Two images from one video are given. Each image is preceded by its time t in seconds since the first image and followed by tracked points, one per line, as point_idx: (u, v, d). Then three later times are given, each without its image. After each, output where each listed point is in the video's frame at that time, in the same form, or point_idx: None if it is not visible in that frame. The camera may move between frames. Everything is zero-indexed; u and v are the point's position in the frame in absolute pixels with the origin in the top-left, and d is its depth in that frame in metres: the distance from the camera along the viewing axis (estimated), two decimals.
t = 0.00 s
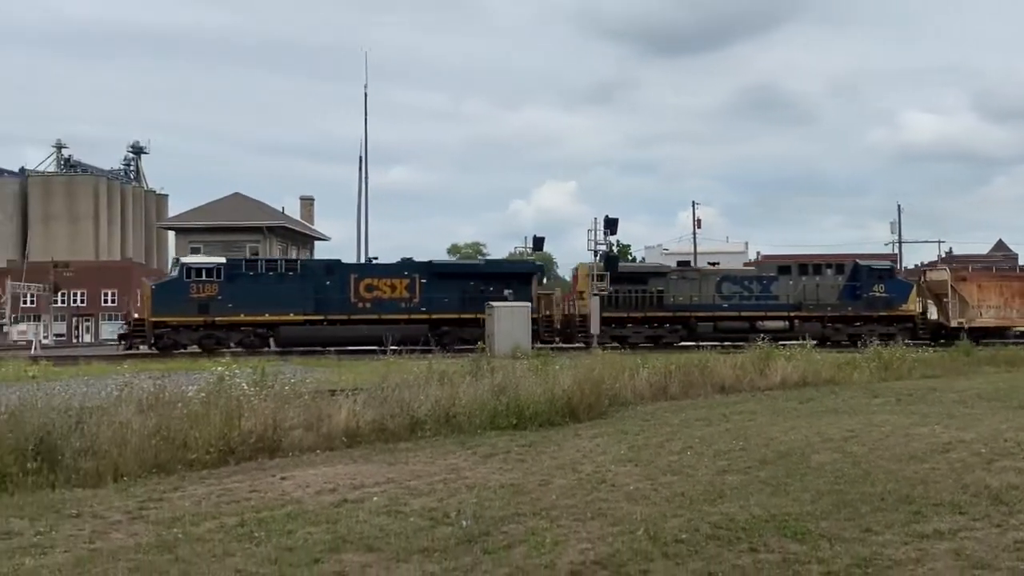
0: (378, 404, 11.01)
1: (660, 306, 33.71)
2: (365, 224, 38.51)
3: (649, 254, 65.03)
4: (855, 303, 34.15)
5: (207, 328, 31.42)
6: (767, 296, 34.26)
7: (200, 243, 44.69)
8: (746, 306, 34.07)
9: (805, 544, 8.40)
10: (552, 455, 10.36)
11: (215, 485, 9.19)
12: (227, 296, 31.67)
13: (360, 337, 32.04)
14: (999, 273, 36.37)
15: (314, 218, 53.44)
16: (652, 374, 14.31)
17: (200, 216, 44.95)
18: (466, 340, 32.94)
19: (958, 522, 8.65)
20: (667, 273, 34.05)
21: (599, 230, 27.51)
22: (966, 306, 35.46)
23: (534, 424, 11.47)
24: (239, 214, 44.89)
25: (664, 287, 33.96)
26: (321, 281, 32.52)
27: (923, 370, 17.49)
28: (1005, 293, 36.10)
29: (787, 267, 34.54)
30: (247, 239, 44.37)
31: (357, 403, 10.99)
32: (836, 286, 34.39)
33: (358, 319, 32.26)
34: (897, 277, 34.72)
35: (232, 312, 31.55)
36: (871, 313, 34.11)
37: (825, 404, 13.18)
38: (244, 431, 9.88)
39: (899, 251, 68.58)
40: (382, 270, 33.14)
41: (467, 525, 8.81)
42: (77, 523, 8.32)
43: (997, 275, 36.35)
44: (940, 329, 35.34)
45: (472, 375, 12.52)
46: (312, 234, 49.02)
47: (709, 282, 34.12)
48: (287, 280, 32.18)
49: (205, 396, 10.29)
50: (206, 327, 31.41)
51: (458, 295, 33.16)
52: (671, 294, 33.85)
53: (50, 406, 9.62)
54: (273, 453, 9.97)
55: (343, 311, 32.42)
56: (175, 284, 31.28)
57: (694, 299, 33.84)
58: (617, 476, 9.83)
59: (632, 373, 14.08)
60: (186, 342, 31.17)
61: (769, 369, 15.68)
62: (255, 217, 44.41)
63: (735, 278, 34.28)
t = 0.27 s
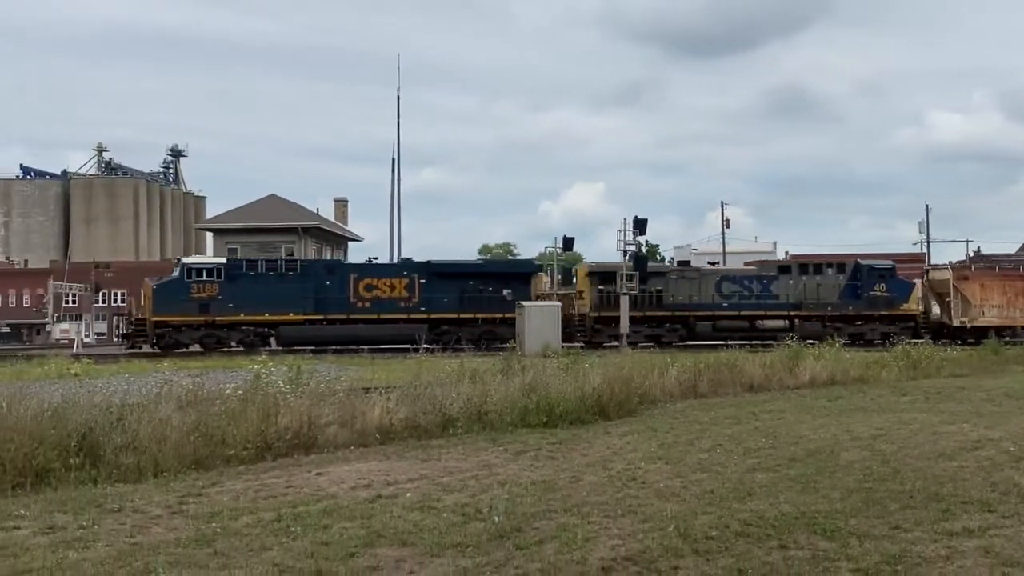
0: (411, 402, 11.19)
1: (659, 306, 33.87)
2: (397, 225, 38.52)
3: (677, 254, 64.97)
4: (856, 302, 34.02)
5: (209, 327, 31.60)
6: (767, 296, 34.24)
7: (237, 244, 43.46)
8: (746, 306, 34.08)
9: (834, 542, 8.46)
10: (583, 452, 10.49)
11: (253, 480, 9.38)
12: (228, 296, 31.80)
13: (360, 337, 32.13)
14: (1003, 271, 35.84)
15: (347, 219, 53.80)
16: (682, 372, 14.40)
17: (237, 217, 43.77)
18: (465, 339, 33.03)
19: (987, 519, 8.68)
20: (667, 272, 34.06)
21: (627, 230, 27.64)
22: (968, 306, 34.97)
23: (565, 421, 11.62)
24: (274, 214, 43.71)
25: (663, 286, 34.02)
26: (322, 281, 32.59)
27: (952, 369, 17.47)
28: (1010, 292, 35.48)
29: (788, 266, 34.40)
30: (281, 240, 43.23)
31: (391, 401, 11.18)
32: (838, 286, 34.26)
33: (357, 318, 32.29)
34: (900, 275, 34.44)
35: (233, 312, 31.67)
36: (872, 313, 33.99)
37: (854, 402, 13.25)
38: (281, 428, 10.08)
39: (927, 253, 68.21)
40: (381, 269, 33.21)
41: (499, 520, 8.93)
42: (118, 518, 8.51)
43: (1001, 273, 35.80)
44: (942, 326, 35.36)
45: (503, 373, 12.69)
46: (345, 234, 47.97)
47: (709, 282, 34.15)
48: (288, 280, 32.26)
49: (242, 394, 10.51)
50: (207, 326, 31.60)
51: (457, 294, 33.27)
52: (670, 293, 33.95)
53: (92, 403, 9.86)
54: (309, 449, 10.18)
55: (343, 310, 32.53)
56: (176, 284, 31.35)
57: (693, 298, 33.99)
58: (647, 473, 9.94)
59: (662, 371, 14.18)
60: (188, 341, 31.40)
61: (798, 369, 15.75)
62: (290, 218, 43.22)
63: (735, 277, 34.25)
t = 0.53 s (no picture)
0: (442, 400, 11.32)
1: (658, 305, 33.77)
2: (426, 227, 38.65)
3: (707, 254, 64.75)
4: (857, 302, 33.96)
5: (209, 327, 32.00)
6: (767, 296, 34.24)
7: (271, 246, 42.47)
8: (746, 306, 34.05)
9: (864, 540, 8.48)
10: (613, 450, 10.57)
11: (288, 477, 9.52)
12: (228, 297, 32.14)
13: (358, 336, 32.24)
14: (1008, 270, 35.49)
15: (377, 221, 54.15)
16: (712, 371, 14.47)
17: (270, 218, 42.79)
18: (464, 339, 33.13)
19: (1018, 518, 8.67)
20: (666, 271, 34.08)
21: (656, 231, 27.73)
22: (971, 306, 34.85)
23: (595, 420, 11.72)
24: (308, 214, 42.71)
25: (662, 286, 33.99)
26: (320, 281, 32.80)
27: (982, 368, 17.41)
28: (1014, 291, 35.04)
29: (788, 266, 34.46)
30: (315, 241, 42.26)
31: (422, 399, 11.31)
32: (839, 285, 34.24)
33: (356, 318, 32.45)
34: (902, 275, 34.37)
35: (232, 312, 31.99)
36: (873, 313, 33.88)
37: (884, 401, 13.26)
38: (315, 425, 10.23)
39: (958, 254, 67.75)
40: (380, 269, 33.32)
41: (530, 517, 9.03)
42: (156, 514, 8.67)
43: (1006, 273, 35.45)
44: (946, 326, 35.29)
45: (534, 372, 12.80)
46: (378, 235, 47.14)
47: (708, 281, 34.18)
48: (286, 280, 32.51)
49: (277, 392, 10.67)
50: (207, 326, 31.99)
51: (456, 294, 33.37)
52: (670, 293, 33.84)
53: (131, 400, 10.06)
54: (343, 447, 10.33)
55: (341, 310, 32.70)
56: (176, 284, 31.79)
57: (693, 298, 33.98)
58: (677, 472, 10.01)
59: (692, 370, 14.26)
60: (188, 341, 31.82)
61: (828, 368, 15.77)
62: (324, 219, 42.27)
63: (735, 277, 34.27)
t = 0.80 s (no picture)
0: (473, 400, 11.30)
1: (658, 305, 34.02)
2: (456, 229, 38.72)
3: (738, 253, 64.40)
4: (862, 302, 33.72)
5: (204, 328, 32.32)
6: (771, 296, 34.15)
7: (302, 244, 42.76)
8: (749, 306, 34.02)
9: (900, 542, 8.37)
10: (645, 451, 10.52)
11: (320, 476, 9.54)
12: (223, 297, 32.40)
13: (354, 336, 32.60)
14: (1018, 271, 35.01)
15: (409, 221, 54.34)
16: (744, 371, 14.39)
17: (300, 217, 43.05)
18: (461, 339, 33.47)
19: None
20: (666, 271, 34.28)
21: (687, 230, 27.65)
22: (981, 306, 34.33)
23: (625, 420, 11.68)
24: (339, 214, 42.82)
25: (663, 285, 34.22)
26: (317, 282, 33.07)
27: (1019, 369, 17.19)
28: None
29: (792, 265, 34.32)
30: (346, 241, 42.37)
31: (453, 399, 11.31)
32: (844, 285, 33.96)
33: (352, 318, 32.73)
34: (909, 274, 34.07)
35: (228, 312, 32.29)
36: (879, 313, 33.70)
37: (918, 402, 13.13)
38: (346, 425, 10.25)
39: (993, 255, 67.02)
40: (377, 269, 33.55)
41: (562, 518, 8.98)
42: (189, 513, 8.70)
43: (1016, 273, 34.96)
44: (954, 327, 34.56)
45: (564, 372, 12.77)
46: (409, 235, 47.19)
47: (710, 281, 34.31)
48: (282, 281, 32.79)
49: (309, 392, 10.71)
50: (202, 326, 32.32)
51: (453, 294, 33.61)
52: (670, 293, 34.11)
53: (164, 400, 10.12)
54: (374, 447, 10.34)
55: (338, 310, 32.99)
56: (171, 285, 32.07)
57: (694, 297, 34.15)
58: (710, 473, 9.93)
59: (724, 370, 14.18)
60: (183, 341, 32.17)
61: (862, 368, 15.65)
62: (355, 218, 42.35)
63: (738, 276, 34.29)
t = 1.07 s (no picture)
0: (503, 400, 11.30)
1: (659, 305, 33.82)
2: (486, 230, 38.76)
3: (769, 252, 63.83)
4: (866, 301, 33.54)
5: (200, 328, 32.43)
6: (773, 295, 33.97)
7: (334, 244, 42.88)
8: (751, 306, 33.81)
9: (935, 544, 8.29)
10: (676, 451, 10.49)
11: (352, 476, 9.57)
12: (219, 297, 32.48)
13: (350, 336, 32.68)
14: None
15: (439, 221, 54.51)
16: (777, 371, 14.33)
17: (332, 217, 43.22)
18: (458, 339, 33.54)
19: None
20: (667, 270, 34.03)
21: (717, 230, 27.55)
22: (988, 306, 34.02)
23: (657, 420, 11.67)
24: (371, 214, 42.98)
25: (664, 285, 34.04)
26: (313, 282, 33.14)
27: None
28: None
29: (794, 265, 34.24)
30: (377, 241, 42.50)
31: (484, 399, 11.31)
32: (847, 285, 33.86)
33: (348, 319, 32.80)
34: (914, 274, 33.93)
35: (224, 313, 32.39)
36: (883, 313, 33.46)
37: (952, 403, 13.02)
38: (378, 424, 10.29)
39: None
40: (375, 270, 33.63)
41: (593, 518, 8.96)
42: (223, 511, 8.75)
43: None
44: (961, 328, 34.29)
45: (595, 372, 12.75)
46: (441, 236, 47.29)
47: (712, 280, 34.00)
48: (279, 281, 32.87)
49: (340, 392, 10.74)
50: (199, 327, 32.41)
51: (451, 294, 33.62)
52: (671, 293, 33.83)
53: (197, 399, 10.18)
54: (405, 446, 10.37)
55: (335, 311, 33.06)
56: (168, 286, 32.25)
57: (695, 298, 33.87)
58: (742, 473, 9.88)
59: (757, 370, 14.13)
60: (179, 342, 32.30)
61: (896, 369, 15.54)
62: (386, 219, 42.49)
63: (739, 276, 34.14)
